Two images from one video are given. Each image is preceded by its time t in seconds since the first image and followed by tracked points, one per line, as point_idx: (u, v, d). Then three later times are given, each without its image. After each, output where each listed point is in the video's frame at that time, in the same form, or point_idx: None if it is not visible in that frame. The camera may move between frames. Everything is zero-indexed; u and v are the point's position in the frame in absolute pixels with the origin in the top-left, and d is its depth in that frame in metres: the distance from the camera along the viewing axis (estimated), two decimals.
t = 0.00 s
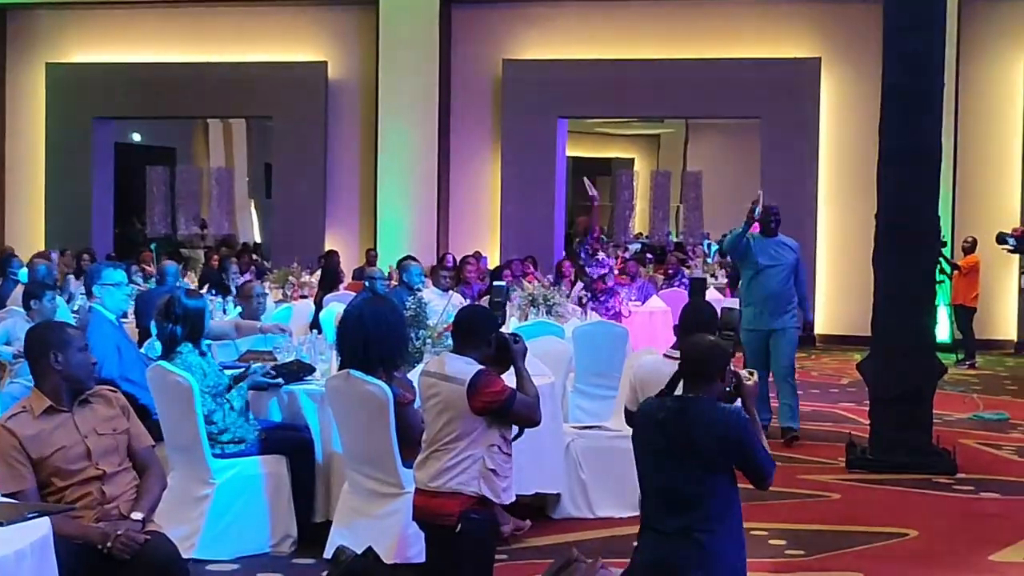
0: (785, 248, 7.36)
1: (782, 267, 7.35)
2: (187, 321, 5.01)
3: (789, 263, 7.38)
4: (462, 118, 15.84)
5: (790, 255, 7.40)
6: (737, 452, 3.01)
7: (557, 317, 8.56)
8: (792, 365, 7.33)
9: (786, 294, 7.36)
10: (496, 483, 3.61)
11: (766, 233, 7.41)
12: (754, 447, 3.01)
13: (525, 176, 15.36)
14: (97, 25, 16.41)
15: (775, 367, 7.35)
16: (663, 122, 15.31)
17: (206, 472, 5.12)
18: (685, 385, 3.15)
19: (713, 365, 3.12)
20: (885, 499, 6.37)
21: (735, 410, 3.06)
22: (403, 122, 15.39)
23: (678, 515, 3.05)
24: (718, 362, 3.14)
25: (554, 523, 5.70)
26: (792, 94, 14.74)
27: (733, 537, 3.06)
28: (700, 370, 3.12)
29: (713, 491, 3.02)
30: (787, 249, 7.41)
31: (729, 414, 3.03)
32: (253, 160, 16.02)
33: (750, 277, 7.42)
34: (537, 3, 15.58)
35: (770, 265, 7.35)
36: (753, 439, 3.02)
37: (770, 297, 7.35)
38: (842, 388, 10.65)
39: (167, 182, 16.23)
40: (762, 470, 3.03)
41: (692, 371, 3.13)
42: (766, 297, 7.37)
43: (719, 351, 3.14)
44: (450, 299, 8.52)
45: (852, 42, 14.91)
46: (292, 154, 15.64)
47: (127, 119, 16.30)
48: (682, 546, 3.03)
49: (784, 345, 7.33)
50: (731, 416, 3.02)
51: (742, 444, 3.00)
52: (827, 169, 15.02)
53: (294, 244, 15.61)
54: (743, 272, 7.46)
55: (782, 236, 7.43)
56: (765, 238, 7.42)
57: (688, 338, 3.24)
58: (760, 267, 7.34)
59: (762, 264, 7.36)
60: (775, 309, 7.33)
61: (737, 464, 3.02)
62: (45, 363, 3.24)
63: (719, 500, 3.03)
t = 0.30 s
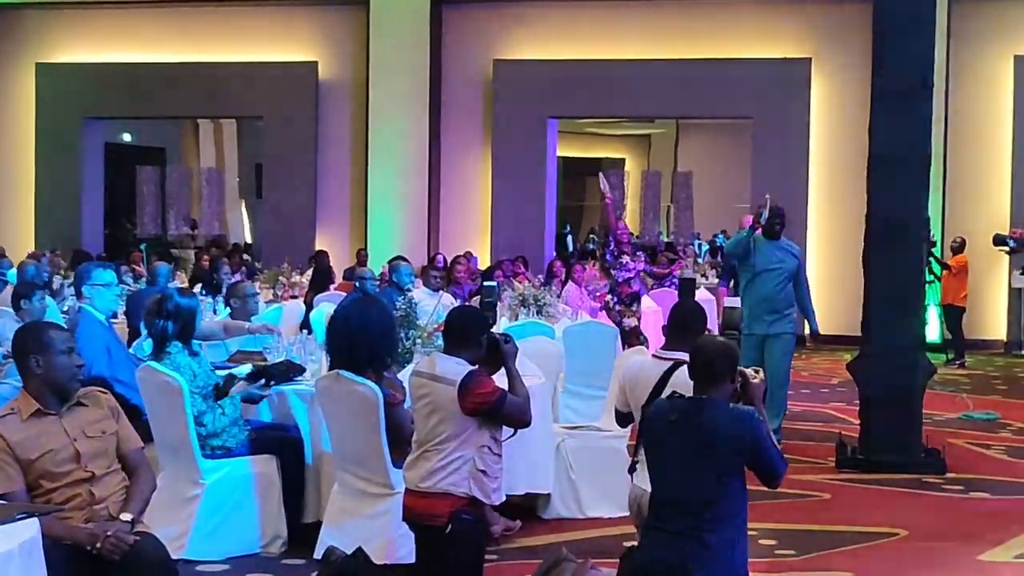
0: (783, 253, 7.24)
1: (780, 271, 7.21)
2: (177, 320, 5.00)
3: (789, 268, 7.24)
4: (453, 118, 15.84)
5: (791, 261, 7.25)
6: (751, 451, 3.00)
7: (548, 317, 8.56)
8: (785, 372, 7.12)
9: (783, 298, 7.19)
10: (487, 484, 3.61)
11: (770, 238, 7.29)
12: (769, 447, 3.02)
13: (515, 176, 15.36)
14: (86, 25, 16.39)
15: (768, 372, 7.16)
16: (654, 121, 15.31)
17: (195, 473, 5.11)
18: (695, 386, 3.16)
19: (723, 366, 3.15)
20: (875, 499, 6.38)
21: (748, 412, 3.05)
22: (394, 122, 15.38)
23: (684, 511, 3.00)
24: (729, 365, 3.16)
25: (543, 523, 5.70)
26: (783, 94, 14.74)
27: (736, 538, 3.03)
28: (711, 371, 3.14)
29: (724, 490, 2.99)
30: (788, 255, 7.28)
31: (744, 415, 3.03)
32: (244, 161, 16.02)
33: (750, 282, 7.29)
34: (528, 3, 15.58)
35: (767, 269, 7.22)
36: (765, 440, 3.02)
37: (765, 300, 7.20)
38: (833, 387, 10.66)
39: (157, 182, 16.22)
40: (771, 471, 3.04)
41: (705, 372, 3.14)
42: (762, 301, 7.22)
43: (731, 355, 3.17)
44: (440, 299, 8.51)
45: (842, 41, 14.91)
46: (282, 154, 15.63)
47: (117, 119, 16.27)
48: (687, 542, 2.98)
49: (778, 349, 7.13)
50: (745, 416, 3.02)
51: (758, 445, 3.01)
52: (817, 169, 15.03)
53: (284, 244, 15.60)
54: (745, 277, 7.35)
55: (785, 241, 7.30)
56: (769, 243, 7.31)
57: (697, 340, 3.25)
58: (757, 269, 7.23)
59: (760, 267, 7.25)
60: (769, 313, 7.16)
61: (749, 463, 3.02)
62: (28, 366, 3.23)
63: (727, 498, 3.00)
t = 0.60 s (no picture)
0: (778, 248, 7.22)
1: (775, 268, 7.20)
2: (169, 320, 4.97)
3: (784, 264, 7.22)
4: (443, 118, 15.84)
5: (784, 257, 7.23)
6: (744, 451, 2.99)
7: (538, 317, 8.56)
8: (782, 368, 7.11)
9: (779, 295, 7.17)
10: (476, 484, 3.61)
11: (762, 236, 7.29)
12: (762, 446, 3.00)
13: (505, 176, 15.36)
14: (76, 24, 16.37)
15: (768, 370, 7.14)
16: (645, 122, 15.31)
17: (185, 473, 5.10)
18: (693, 387, 3.16)
19: (720, 367, 3.14)
20: (866, 499, 6.38)
21: (742, 412, 3.04)
22: (384, 122, 15.38)
23: (676, 512, 3.00)
24: (725, 366, 3.15)
25: (533, 524, 5.69)
26: (773, 94, 14.75)
27: (733, 538, 3.02)
28: (708, 372, 3.13)
29: (718, 491, 2.98)
30: (783, 250, 7.26)
31: (736, 416, 3.01)
32: (234, 161, 15.99)
33: (743, 280, 7.28)
34: (518, 3, 15.58)
35: (762, 266, 7.21)
36: (759, 440, 3.01)
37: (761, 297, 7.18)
38: (823, 388, 10.67)
39: (147, 182, 16.18)
40: (767, 471, 3.01)
41: (701, 373, 3.14)
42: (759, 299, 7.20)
43: (727, 356, 3.17)
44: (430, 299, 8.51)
45: (831, 43, 14.93)
46: (273, 155, 15.61)
47: (107, 120, 16.24)
48: (679, 544, 2.98)
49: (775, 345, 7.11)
50: (737, 417, 3.01)
51: (751, 445, 2.99)
52: (807, 170, 15.04)
53: (275, 244, 15.58)
54: (737, 276, 7.34)
55: (777, 237, 7.29)
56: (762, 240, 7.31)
57: (695, 341, 3.25)
58: (751, 268, 7.22)
59: (754, 265, 7.24)
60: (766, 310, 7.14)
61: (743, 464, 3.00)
62: (14, 369, 3.21)
63: (722, 501, 2.99)
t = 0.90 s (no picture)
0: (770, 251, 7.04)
1: (767, 272, 7.02)
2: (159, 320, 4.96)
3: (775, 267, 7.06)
4: (435, 118, 15.84)
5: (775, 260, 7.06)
6: (734, 451, 2.99)
7: (530, 317, 8.56)
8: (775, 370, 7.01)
9: (772, 300, 7.04)
10: (470, 484, 3.61)
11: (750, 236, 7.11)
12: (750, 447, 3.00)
13: (497, 176, 15.37)
14: (70, 23, 16.35)
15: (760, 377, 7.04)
16: (636, 122, 15.32)
17: (178, 474, 5.10)
18: (683, 387, 3.17)
19: (710, 366, 3.15)
20: (857, 499, 6.39)
21: (732, 412, 3.05)
22: (376, 122, 15.38)
23: (665, 512, 3.01)
24: (715, 365, 3.16)
25: (525, 524, 5.69)
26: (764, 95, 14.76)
27: (722, 537, 3.03)
28: (698, 371, 3.14)
29: (708, 490, 2.99)
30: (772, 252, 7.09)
31: (725, 416, 3.02)
32: (225, 161, 15.98)
33: (732, 283, 7.09)
34: (510, 3, 15.59)
35: (753, 270, 7.03)
36: (750, 440, 3.01)
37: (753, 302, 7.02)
38: (815, 388, 10.68)
39: (138, 182, 16.17)
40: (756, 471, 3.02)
41: (691, 373, 3.15)
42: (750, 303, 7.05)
43: (717, 355, 3.17)
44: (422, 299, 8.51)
45: (822, 43, 14.95)
46: (264, 155, 15.61)
47: (98, 120, 16.23)
48: (669, 544, 2.98)
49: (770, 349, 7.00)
50: (727, 417, 3.02)
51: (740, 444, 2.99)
52: (798, 170, 15.06)
53: (266, 244, 15.57)
54: (724, 278, 7.14)
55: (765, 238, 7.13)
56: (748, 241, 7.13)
57: (685, 340, 3.26)
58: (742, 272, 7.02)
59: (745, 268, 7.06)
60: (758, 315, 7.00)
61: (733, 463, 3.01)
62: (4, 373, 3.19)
63: (712, 501, 3.00)
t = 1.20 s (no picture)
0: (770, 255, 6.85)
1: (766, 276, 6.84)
2: (150, 319, 4.98)
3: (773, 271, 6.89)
4: (428, 118, 15.84)
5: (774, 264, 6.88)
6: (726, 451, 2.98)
7: (523, 317, 8.55)
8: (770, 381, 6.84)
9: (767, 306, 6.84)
10: (462, 483, 3.61)
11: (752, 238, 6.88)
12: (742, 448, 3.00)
13: (489, 176, 15.37)
14: (63, 23, 16.32)
15: (752, 382, 6.85)
16: (628, 121, 15.32)
17: (169, 474, 5.07)
18: (675, 387, 3.16)
19: (703, 366, 3.15)
20: (851, 498, 6.39)
21: (724, 413, 3.04)
22: (368, 122, 15.37)
23: (658, 513, 3.00)
24: (707, 365, 3.16)
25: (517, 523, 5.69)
26: (757, 94, 14.77)
27: (715, 537, 3.02)
28: (690, 371, 3.14)
29: (701, 491, 2.98)
30: (771, 253, 6.90)
31: (717, 416, 3.02)
32: (218, 161, 15.94)
33: (730, 286, 6.88)
34: (502, 3, 15.59)
35: (752, 274, 6.84)
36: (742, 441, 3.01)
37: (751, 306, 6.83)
38: (808, 388, 10.68)
39: (130, 181, 16.04)
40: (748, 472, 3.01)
41: (684, 372, 3.14)
42: (746, 305, 6.84)
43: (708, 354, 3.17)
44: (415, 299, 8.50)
45: (815, 43, 14.96)
46: (257, 154, 15.59)
47: (90, 119, 16.20)
48: (662, 545, 2.98)
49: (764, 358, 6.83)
50: (718, 417, 3.01)
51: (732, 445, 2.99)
52: (791, 169, 15.07)
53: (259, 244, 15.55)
54: (721, 280, 6.92)
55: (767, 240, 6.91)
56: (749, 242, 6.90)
57: (677, 340, 3.25)
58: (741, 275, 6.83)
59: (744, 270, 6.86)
60: (758, 320, 6.81)
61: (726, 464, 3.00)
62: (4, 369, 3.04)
63: (704, 502, 3.00)
